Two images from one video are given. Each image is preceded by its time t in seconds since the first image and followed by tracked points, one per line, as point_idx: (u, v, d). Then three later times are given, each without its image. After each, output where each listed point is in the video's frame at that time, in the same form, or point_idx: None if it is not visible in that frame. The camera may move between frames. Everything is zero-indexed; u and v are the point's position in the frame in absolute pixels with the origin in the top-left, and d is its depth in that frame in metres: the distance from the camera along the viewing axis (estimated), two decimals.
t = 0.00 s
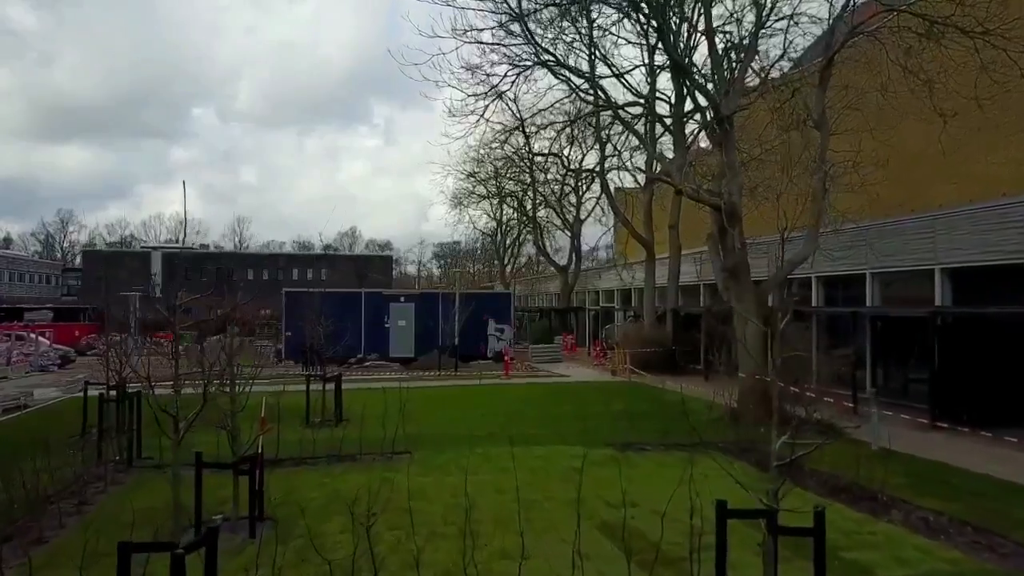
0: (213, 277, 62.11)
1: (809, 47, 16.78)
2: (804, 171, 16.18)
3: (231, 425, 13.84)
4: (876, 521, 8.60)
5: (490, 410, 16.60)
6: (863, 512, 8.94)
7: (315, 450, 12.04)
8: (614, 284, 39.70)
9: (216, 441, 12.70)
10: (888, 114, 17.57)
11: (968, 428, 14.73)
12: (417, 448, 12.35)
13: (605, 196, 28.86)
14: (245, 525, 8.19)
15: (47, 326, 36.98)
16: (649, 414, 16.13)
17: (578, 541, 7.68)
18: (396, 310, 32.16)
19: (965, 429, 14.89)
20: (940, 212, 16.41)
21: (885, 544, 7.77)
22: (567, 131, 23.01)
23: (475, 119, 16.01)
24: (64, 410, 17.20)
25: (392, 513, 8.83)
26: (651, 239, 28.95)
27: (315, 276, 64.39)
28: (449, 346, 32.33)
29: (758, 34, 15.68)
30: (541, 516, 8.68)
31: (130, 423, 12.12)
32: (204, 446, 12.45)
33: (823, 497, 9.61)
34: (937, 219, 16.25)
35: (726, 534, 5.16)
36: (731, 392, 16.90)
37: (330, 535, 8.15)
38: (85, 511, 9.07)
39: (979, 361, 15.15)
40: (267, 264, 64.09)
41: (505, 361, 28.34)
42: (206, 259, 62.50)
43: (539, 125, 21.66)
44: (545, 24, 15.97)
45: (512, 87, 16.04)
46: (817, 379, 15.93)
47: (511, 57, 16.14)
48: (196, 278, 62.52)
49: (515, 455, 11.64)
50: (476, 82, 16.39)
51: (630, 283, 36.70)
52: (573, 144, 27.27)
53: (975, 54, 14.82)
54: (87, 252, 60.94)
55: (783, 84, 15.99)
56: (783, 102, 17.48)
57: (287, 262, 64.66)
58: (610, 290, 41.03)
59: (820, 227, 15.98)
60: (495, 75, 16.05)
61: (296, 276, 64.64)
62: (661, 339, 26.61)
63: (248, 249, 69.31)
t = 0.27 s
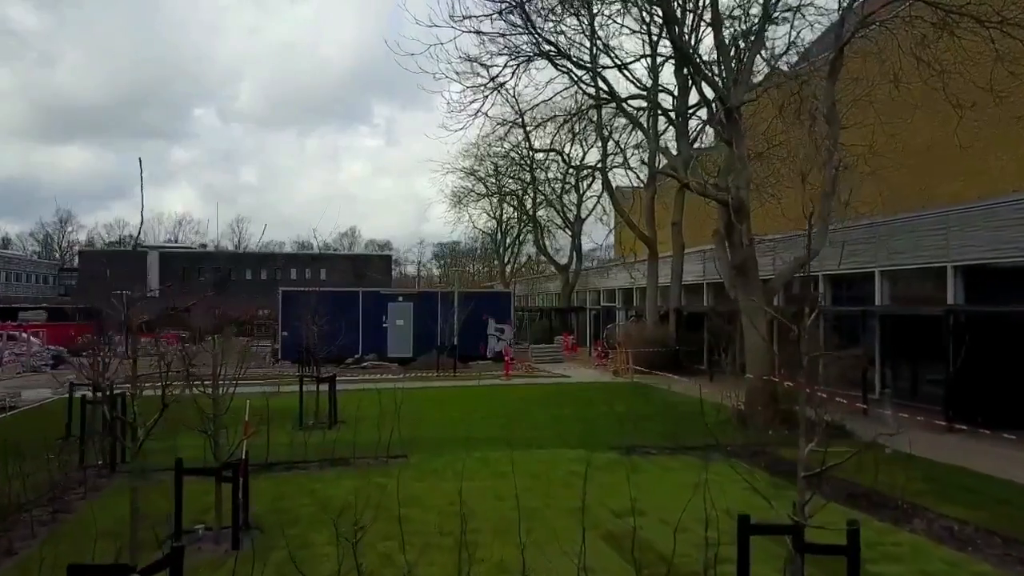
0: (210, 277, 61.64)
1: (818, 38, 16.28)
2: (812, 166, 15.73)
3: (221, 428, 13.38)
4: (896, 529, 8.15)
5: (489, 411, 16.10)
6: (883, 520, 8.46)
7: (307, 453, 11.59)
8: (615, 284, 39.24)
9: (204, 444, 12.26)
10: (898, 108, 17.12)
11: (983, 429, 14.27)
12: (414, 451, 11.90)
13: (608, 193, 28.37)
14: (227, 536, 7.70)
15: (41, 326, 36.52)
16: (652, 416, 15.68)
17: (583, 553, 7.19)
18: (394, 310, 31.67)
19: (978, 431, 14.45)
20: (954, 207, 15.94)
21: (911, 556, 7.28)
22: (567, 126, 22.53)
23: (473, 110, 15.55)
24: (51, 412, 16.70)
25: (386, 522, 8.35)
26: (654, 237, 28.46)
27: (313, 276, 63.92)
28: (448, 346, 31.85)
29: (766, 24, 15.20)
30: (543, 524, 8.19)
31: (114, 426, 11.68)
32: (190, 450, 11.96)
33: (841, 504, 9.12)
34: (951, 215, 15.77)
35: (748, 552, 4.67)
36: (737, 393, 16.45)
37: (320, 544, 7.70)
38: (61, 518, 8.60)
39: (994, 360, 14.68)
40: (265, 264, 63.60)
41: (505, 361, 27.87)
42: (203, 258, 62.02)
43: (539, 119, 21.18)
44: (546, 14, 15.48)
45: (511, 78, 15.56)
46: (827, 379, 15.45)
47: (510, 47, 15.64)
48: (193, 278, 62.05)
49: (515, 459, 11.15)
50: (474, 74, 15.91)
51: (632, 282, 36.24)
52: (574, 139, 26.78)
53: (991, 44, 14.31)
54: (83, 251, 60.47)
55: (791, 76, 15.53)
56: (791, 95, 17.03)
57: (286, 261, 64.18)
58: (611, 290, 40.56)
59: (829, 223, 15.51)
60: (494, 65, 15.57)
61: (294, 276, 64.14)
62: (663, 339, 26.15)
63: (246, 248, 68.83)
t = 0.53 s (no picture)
0: (207, 276, 61.10)
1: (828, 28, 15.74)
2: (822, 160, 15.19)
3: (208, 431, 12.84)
4: (923, 542, 7.60)
5: (489, 414, 15.55)
6: (907, 532, 7.92)
7: (296, 458, 11.05)
8: (617, 283, 38.68)
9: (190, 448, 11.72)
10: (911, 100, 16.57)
11: (1001, 433, 13.74)
12: (409, 457, 11.36)
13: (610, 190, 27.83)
14: (203, 551, 7.14)
15: (34, 326, 35.99)
16: (657, 419, 15.13)
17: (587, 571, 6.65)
18: (392, 310, 31.11)
19: (995, 436, 13.91)
20: (970, 203, 15.38)
21: (942, 573, 6.73)
22: (569, 121, 21.97)
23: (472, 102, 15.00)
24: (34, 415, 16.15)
25: (375, 536, 7.80)
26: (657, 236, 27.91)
27: (312, 276, 63.37)
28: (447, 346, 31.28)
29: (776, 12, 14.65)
30: (543, 538, 7.64)
31: (93, 428, 11.15)
32: (174, 456, 11.42)
33: (860, 514, 8.57)
34: (967, 211, 15.23)
35: None
36: (744, 395, 15.91)
37: (304, 560, 7.15)
38: (28, 532, 8.06)
39: (1012, 361, 14.14)
40: (263, 263, 63.07)
41: (505, 362, 27.30)
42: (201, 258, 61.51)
43: (540, 114, 20.63)
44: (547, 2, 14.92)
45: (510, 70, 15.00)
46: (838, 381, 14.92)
47: (511, 37, 15.09)
48: (190, 278, 61.52)
49: (515, 466, 10.60)
50: (472, 64, 15.37)
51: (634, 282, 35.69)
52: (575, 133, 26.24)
53: (1010, 33, 13.75)
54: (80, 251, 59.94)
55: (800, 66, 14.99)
56: (801, 87, 16.48)
57: (284, 261, 63.63)
58: (613, 289, 40.00)
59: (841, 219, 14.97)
60: (493, 57, 15.02)
61: (293, 276, 63.62)
62: (666, 339, 25.60)
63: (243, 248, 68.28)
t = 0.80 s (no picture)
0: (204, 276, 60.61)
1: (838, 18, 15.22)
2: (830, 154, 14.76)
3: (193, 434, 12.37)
4: (951, 556, 7.09)
5: (487, 417, 15.03)
6: (931, 547, 7.41)
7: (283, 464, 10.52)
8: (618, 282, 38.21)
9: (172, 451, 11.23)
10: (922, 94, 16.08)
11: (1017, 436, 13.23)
12: (402, 462, 10.87)
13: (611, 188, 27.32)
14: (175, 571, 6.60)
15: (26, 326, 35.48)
16: (660, 422, 14.63)
17: None
18: (389, 310, 30.60)
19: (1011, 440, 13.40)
20: (987, 199, 14.83)
21: None
22: (569, 117, 21.44)
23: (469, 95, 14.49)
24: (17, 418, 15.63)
25: (363, 551, 7.29)
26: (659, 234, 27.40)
27: (309, 276, 62.83)
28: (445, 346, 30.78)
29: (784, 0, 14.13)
30: (543, 554, 7.13)
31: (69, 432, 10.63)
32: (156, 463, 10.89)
33: (880, 527, 8.06)
34: (983, 208, 14.70)
35: None
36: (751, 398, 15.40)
37: None
38: None
39: None
40: (261, 263, 62.56)
41: (503, 362, 26.79)
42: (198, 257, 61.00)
43: (539, 109, 20.12)
44: None
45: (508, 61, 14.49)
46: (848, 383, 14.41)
47: (509, 28, 14.57)
48: (187, 277, 61.10)
49: (513, 474, 10.07)
50: (468, 55, 14.86)
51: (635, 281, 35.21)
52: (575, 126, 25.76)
53: None
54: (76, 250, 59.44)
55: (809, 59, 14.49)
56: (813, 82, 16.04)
57: (281, 261, 63.11)
58: (613, 289, 39.53)
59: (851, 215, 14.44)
60: (491, 48, 14.51)
61: (291, 276, 63.12)
62: (667, 340, 25.06)
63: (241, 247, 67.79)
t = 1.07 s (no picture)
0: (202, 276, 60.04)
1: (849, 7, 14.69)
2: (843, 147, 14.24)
3: (178, 439, 11.86)
4: None
5: (485, 421, 14.49)
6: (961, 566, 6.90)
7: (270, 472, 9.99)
8: (619, 282, 37.70)
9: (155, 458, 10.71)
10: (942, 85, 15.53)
11: None
12: (396, 470, 10.36)
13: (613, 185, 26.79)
14: None
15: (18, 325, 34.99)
16: (665, 427, 14.11)
17: None
18: (387, 309, 30.08)
19: None
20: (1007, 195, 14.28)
21: None
22: (570, 111, 20.91)
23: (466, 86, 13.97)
24: None
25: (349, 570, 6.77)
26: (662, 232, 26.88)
27: (308, 276, 62.25)
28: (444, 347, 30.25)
29: None
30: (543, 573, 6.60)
31: (45, 438, 10.09)
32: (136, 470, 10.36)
33: (903, 544, 7.54)
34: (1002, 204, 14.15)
35: None
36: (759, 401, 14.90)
37: None
38: None
39: None
40: (259, 262, 62.05)
41: (503, 364, 26.27)
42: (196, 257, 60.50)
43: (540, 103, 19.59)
44: None
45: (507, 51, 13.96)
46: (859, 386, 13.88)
47: (509, 17, 14.05)
48: (184, 277, 60.52)
49: (512, 484, 9.54)
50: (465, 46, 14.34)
51: (637, 281, 34.70)
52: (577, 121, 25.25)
53: None
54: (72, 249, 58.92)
55: (819, 50, 14.03)
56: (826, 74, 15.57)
57: (279, 261, 62.55)
58: (615, 289, 39.01)
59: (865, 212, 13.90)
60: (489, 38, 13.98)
61: (289, 275, 62.60)
62: (670, 340, 24.52)
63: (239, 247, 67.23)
